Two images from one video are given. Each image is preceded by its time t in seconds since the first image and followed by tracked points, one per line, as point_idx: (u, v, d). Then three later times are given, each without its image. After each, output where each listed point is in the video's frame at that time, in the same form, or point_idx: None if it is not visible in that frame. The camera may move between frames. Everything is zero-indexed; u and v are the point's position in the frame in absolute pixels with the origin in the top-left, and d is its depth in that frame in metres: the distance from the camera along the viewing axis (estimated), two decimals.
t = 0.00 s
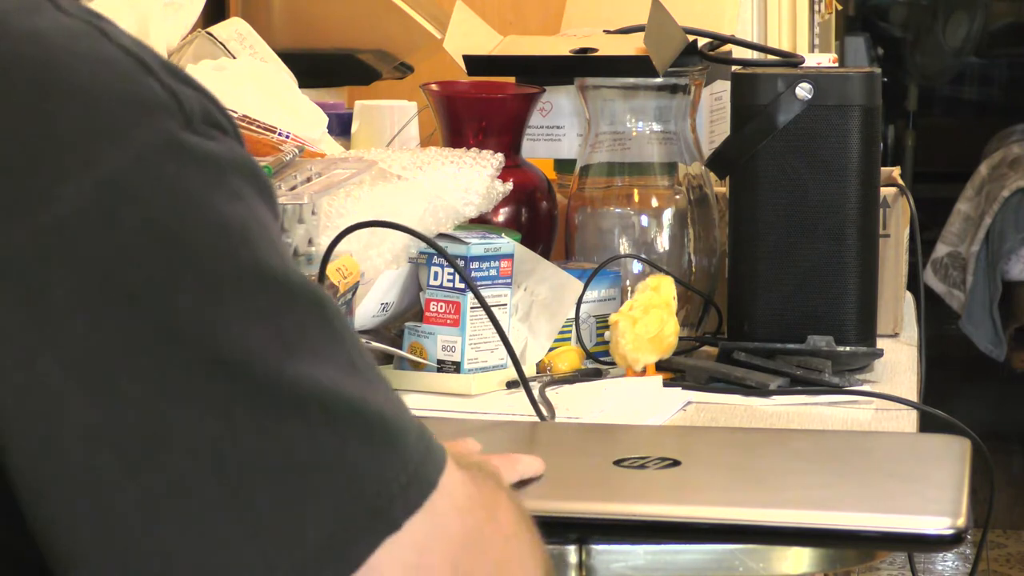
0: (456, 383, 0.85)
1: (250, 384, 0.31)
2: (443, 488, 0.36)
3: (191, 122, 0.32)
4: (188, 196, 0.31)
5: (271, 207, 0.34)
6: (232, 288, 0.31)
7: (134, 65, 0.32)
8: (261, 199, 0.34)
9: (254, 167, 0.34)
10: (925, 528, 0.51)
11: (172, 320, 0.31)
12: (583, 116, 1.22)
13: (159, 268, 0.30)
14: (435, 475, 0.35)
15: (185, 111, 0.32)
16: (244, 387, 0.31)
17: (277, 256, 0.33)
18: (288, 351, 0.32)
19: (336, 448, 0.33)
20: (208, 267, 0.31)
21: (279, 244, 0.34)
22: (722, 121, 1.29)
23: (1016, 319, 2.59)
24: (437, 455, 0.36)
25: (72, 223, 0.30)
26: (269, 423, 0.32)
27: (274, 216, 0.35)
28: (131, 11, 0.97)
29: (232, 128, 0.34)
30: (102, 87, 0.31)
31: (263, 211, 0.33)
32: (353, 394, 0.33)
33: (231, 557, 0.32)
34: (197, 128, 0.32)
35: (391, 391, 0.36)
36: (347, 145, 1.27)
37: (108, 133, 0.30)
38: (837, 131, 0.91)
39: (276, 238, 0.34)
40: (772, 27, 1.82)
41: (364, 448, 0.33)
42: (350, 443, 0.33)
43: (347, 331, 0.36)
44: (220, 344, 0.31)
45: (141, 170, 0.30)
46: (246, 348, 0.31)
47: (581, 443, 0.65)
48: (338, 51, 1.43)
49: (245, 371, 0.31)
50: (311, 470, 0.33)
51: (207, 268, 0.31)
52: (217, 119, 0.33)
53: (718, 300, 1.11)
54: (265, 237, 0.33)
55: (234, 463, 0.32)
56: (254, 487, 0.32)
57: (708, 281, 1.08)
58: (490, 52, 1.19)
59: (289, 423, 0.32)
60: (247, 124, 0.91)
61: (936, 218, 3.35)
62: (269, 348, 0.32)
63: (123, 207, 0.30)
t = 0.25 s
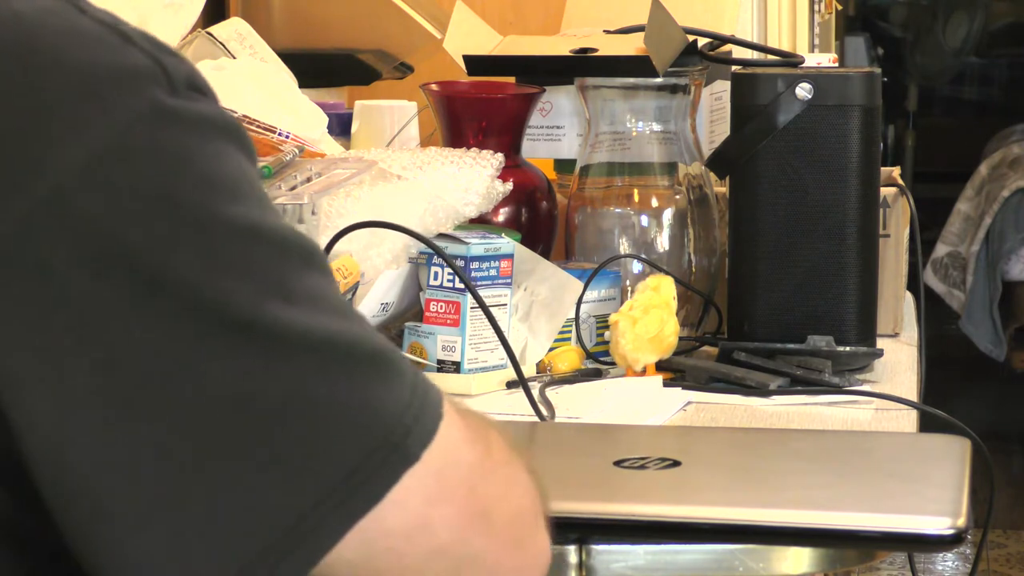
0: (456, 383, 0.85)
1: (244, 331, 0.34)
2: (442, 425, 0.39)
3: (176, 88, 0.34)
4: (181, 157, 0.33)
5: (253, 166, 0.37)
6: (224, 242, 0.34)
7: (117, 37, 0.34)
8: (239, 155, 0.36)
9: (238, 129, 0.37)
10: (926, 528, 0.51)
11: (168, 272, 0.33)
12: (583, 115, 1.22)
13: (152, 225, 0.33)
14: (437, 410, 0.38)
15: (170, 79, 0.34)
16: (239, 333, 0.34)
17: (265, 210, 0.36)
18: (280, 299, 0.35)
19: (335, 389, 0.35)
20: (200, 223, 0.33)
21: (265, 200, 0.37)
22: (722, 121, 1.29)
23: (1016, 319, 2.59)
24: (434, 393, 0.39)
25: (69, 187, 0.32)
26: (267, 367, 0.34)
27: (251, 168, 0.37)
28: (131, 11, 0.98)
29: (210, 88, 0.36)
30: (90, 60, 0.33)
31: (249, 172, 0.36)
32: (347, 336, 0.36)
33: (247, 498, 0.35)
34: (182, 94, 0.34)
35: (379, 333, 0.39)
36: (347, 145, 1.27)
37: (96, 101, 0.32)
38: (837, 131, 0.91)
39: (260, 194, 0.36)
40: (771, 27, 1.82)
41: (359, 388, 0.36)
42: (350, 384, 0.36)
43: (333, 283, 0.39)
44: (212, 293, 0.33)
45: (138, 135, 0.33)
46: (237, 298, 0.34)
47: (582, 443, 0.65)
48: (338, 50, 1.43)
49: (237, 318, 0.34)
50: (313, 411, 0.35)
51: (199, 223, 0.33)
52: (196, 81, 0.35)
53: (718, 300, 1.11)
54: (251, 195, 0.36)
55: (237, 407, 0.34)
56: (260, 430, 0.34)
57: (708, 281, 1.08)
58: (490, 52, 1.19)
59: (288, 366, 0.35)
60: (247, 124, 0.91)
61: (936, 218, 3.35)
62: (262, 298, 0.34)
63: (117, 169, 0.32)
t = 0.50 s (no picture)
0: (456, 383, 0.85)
1: (244, 304, 0.35)
2: (460, 394, 0.40)
3: (166, 70, 0.35)
4: (174, 135, 0.34)
5: (247, 145, 0.38)
6: (222, 217, 0.35)
7: (104, 24, 0.35)
8: (231, 132, 0.37)
9: (232, 109, 0.38)
10: (929, 528, 0.51)
11: (167, 248, 0.34)
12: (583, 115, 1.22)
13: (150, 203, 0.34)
14: (453, 378, 0.39)
15: (159, 61, 0.35)
16: (239, 306, 0.35)
17: (261, 186, 0.37)
18: (281, 272, 0.36)
19: (341, 357, 0.36)
20: (196, 199, 0.34)
21: (261, 176, 0.38)
22: (721, 121, 1.29)
23: (1016, 319, 2.59)
24: (448, 363, 0.40)
25: (67, 174, 0.33)
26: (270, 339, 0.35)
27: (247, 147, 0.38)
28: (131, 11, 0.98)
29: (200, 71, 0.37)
30: (79, 47, 0.34)
31: (243, 150, 0.37)
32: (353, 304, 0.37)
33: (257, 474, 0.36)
34: (172, 76, 0.35)
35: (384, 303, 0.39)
36: (347, 145, 1.27)
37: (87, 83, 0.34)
38: (836, 130, 0.91)
39: (254, 170, 0.37)
40: (771, 27, 1.82)
41: (365, 356, 0.37)
42: (358, 353, 0.37)
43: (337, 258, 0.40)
44: (209, 267, 0.34)
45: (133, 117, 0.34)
46: (235, 271, 0.35)
47: (582, 443, 0.65)
48: (338, 50, 1.43)
49: (237, 291, 0.35)
50: (319, 381, 0.36)
51: (194, 198, 0.34)
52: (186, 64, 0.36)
53: (718, 300, 1.11)
54: (246, 172, 0.37)
55: (244, 381, 0.35)
56: (268, 404, 0.35)
57: (708, 281, 1.08)
58: (490, 52, 1.19)
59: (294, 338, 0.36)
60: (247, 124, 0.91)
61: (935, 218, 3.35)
62: (262, 271, 0.35)
63: (114, 151, 0.33)
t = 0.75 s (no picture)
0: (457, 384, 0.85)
1: (226, 288, 0.34)
2: (453, 379, 0.39)
3: (144, 53, 0.35)
4: (152, 116, 0.34)
5: (231, 129, 0.38)
6: (202, 198, 0.34)
7: (83, 7, 0.35)
8: (218, 120, 0.37)
9: (215, 93, 0.38)
10: (937, 528, 0.51)
11: (147, 230, 0.34)
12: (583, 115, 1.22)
13: (128, 185, 0.34)
14: (445, 366, 0.39)
15: (137, 45, 0.35)
16: (220, 289, 0.34)
17: (243, 169, 0.37)
18: (264, 255, 0.35)
19: (327, 342, 0.36)
20: (176, 180, 0.34)
21: (245, 160, 0.37)
22: (721, 121, 1.29)
23: (1016, 319, 2.59)
24: (441, 350, 0.40)
25: (48, 156, 0.33)
26: (253, 322, 0.35)
27: (237, 137, 0.38)
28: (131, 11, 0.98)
29: (188, 61, 0.37)
30: (56, 30, 0.34)
31: (227, 133, 0.37)
32: (340, 289, 0.37)
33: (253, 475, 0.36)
34: (151, 58, 0.35)
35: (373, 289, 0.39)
36: (347, 145, 1.27)
37: (70, 66, 0.33)
38: (836, 130, 0.91)
39: (238, 153, 0.37)
40: (771, 28, 1.82)
41: (350, 340, 0.36)
42: (343, 338, 0.36)
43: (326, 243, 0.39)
44: (189, 249, 0.34)
45: (111, 98, 0.34)
46: (215, 253, 0.34)
47: (582, 443, 0.65)
48: (338, 50, 1.43)
49: (217, 274, 0.34)
50: (304, 365, 0.35)
51: (173, 179, 0.34)
52: (173, 53, 0.37)
53: (718, 300, 1.11)
54: (229, 154, 0.36)
55: (228, 366, 0.35)
56: (253, 393, 0.35)
57: (708, 281, 1.08)
58: (490, 52, 1.19)
59: (278, 321, 0.35)
60: (247, 124, 0.91)
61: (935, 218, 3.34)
62: (244, 253, 0.35)
63: (91, 132, 0.33)
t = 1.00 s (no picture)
0: (457, 384, 0.85)
1: (219, 303, 0.34)
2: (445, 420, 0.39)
3: (145, 64, 0.35)
4: (149, 126, 0.34)
5: (233, 147, 0.38)
6: (197, 211, 0.34)
7: (85, 13, 0.35)
8: (219, 136, 0.37)
9: (218, 109, 0.38)
10: (945, 532, 0.52)
11: (141, 239, 0.33)
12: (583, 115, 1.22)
13: (121, 194, 0.33)
14: (439, 401, 0.39)
15: (138, 55, 0.35)
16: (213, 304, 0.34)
17: (243, 186, 0.36)
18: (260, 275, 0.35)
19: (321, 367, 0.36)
20: (171, 191, 0.34)
21: (245, 178, 0.37)
22: (721, 121, 1.30)
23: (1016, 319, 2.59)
24: (437, 383, 0.39)
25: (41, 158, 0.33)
26: (245, 340, 0.35)
27: (237, 153, 0.38)
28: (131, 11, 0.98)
29: (191, 74, 0.37)
30: (56, 36, 0.34)
31: (228, 149, 0.37)
32: (336, 316, 0.36)
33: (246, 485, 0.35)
34: (152, 69, 0.35)
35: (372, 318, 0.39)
36: (347, 145, 1.27)
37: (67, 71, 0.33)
38: (837, 130, 0.91)
39: (238, 169, 0.37)
40: (771, 27, 1.82)
41: (345, 367, 0.36)
42: (337, 362, 0.36)
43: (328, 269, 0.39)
44: (183, 262, 0.34)
45: (109, 105, 0.34)
46: (210, 266, 0.34)
47: (584, 444, 0.65)
48: (338, 50, 1.43)
49: (211, 287, 0.34)
50: (296, 388, 0.35)
51: (168, 190, 0.34)
52: (175, 65, 0.36)
53: (718, 300, 1.11)
54: (229, 170, 0.36)
55: (221, 379, 0.35)
56: (244, 408, 0.35)
57: (708, 281, 1.08)
58: (490, 52, 1.19)
59: (272, 341, 0.35)
60: (246, 124, 0.91)
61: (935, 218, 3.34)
62: (239, 269, 0.35)
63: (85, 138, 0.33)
